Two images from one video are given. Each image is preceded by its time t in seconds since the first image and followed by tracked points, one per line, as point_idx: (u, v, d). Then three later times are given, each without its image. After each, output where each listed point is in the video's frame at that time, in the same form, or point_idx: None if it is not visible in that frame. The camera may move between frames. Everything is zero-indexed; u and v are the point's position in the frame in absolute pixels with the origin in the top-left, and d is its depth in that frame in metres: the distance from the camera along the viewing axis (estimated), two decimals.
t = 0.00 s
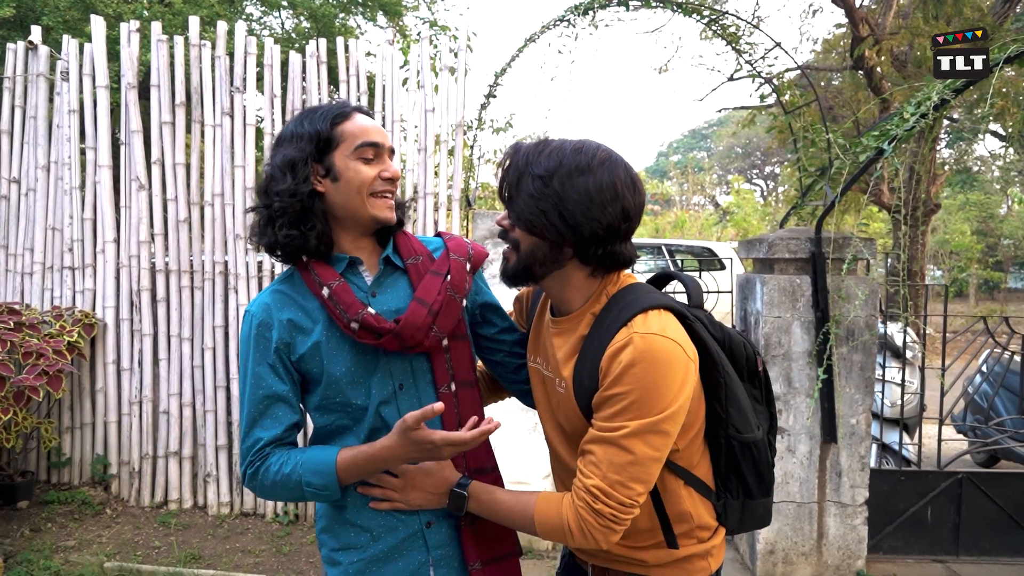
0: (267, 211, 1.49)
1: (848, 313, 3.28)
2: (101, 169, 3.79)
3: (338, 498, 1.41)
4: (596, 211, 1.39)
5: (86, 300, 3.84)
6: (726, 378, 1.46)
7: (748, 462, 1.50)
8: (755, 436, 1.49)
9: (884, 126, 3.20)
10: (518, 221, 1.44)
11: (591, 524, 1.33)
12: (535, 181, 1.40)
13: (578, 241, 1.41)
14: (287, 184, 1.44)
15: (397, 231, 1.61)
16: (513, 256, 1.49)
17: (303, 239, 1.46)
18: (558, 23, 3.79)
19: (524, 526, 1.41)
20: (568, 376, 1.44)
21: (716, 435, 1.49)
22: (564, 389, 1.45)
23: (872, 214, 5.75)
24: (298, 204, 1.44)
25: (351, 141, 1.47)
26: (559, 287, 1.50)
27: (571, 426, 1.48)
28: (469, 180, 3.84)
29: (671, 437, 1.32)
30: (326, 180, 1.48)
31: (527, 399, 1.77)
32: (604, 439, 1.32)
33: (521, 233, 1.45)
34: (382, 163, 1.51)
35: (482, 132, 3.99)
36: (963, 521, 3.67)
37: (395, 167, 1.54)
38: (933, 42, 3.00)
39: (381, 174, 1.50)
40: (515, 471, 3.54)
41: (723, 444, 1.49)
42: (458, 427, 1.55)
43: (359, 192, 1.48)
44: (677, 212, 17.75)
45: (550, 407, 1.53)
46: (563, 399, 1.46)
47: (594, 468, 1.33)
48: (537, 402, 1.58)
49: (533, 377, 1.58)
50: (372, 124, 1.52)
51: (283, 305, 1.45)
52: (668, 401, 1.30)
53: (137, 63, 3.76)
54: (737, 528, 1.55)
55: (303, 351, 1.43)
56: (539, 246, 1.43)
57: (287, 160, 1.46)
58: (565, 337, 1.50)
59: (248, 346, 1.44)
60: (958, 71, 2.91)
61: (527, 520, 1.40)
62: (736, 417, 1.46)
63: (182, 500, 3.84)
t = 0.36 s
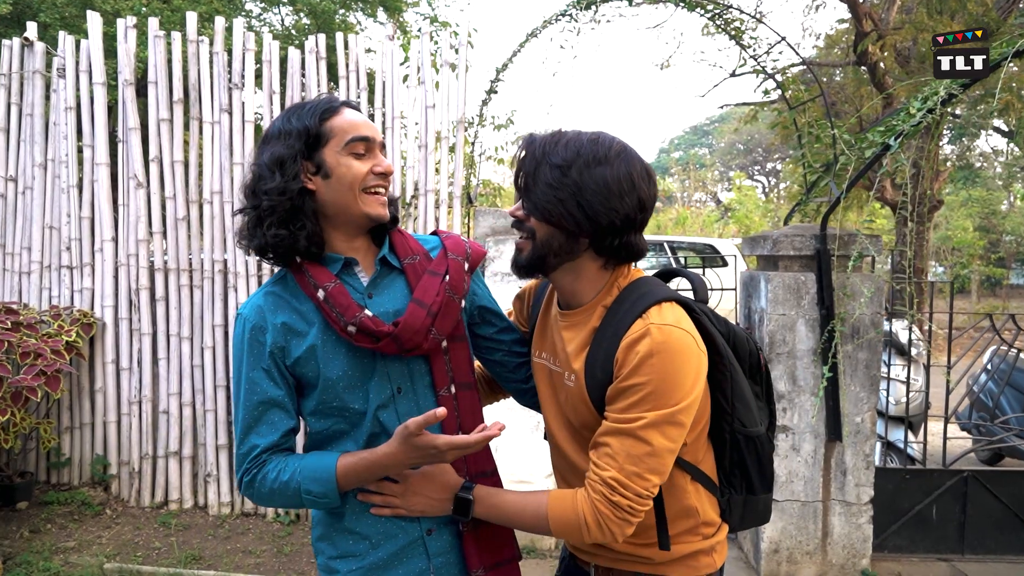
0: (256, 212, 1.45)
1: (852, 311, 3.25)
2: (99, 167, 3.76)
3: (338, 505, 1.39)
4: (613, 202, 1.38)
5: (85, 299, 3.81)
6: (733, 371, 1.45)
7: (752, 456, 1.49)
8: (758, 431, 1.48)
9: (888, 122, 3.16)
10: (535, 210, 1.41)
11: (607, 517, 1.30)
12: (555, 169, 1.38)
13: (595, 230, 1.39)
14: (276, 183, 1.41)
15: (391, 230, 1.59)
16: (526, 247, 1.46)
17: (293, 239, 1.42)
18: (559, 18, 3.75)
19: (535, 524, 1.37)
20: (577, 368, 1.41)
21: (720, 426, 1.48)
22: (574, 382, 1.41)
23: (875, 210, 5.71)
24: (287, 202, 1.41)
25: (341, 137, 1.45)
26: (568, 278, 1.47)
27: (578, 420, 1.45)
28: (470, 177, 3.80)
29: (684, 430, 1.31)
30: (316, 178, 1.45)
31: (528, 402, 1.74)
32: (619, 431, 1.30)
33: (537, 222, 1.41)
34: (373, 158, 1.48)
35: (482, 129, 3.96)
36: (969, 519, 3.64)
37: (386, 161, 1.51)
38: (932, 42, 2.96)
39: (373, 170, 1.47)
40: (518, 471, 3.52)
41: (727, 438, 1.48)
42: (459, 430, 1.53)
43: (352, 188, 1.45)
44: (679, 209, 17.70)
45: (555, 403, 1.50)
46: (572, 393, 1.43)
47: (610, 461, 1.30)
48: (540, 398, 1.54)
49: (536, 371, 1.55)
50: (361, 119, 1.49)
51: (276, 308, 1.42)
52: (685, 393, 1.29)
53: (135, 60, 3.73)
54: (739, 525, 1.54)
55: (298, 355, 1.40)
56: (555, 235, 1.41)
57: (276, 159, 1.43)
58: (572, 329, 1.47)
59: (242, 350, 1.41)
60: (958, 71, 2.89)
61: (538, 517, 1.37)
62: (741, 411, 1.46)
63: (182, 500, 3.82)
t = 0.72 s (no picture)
0: (257, 210, 1.41)
1: (854, 307, 3.22)
2: (95, 165, 3.73)
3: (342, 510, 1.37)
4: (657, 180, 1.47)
5: (81, 299, 3.78)
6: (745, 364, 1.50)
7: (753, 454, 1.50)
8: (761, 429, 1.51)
9: (889, 117, 3.13)
10: (594, 196, 1.45)
11: (684, 472, 1.19)
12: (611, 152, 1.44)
13: (648, 212, 1.48)
14: (281, 178, 1.38)
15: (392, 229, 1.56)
16: (576, 231, 1.48)
17: (297, 236, 1.38)
18: (557, 13, 3.72)
19: (612, 480, 1.15)
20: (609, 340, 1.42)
21: (725, 420, 1.49)
22: (602, 356, 1.43)
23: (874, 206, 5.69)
24: (291, 198, 1.38)
25: (345, 131, 1.43)
26: (607, 260, 1.50)
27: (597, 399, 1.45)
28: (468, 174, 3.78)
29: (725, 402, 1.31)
30: (320, 173, 1.42)
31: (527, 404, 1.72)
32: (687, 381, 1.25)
33: (596, 206, 1.45)
34: (377, 153, 1.46)
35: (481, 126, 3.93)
36: (971, 516, 3.62)
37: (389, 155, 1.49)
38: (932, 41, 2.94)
39: (378, 165, 1.45)
40: (518, 470, 3.49)
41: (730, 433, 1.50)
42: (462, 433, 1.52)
43: (357, 183, 1.42)
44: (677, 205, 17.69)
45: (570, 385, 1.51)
46: (598, 369, 1.44)
47: (680, 416, 1.22)
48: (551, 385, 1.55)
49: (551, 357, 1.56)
50: (364, 114, 1.47)
51: (276, 308, 1.39)
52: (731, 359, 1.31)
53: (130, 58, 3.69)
54: (735, 527, 1.56)
55: (301, 357, 1.37)
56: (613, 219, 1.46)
57: (279, 153, 1.40)
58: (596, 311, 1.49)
59: (241, 352, 1.38)
60: (958, 70, 2.87)
61: (619, 471, 1.15)
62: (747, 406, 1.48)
63: (180, 501, 3.79)
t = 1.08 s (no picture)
0: (262, 211, 1.38)
1: (851, 310, 3.22)
2: (88, 169, 3.70)
3: (337, 523, 1.35)
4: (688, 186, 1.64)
5: (74, 304, 3.75)
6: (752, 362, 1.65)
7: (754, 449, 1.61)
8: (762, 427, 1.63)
9: (886, 120, 3.12)
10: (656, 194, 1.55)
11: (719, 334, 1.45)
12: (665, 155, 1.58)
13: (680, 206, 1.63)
14: (290, 179, 1.35)
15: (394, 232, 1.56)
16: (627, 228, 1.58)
17: (306, 240, 1.37)
18: (553, 16, 3.71)
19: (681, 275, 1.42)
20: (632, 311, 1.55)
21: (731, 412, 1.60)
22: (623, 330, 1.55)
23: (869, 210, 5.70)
24: (299, 201, 1.35)
25: (353, 132, 1.41)
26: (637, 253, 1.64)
27: (613, 371, 1.55)
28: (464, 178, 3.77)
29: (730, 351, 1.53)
30: (327, 174, 1.39)
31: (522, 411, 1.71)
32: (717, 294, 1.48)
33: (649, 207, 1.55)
34: (384, 155, 1.44)
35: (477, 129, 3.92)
36: (969, 519, 3.62)
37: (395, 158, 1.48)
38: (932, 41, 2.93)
39: (385, 167, 1.43)
40: (514, 474, 3.47)
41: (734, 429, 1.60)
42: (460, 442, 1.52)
43: (366, 185, 1.40)
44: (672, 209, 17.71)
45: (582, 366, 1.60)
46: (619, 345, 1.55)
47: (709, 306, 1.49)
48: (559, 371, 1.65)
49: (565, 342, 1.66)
50: (369, 114, 1.46)
51: (276, 312, 1.37)
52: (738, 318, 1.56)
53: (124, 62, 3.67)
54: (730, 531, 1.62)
55: (299, 364, 1.36)
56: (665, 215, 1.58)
57: (287, 154, 1.36)
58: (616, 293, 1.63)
59: (235, 357, 1.35)
60: (958, 70, 2.86)
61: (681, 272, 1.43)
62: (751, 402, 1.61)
63: (173, 507, 3.76)
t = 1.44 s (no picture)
0: (277, 215, 1.38)
1: (851, 316, 3.21)
2: (87, 175, 3.70)
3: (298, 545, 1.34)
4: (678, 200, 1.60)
5: (72, 310, 3.74)
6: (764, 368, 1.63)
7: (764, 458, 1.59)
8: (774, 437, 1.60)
9: (885, 125, 3.13)
10: (620, 208, 1.53)
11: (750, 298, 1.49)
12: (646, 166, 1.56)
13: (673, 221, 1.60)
14: (308, 185, 1.35)
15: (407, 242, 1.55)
16: (619, 258, 1.57)
17: (322, 248, 1.38)
18: (552, 22, 3.71)
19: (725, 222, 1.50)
20: (637, 313, 1.58)
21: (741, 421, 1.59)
22: (628, 330, 1.58)
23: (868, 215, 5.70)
24: (316, 208, 1.35)
25: (372, 139, 1.41)
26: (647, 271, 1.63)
27: (614, 373, 1.57)
28: (463, 184, 3.77)
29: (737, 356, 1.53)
30: (344, 181, 1.39)
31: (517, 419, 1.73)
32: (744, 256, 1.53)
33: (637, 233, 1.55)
34: (402, 163, 1.44)
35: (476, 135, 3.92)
36: (970, 526, 3.60)
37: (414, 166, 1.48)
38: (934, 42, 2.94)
39: (402, 175, 1.43)
40: (514, 481, 3.46)
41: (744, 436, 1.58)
42: (460, 457, 1.51)
43: (383, 193, 1.41)
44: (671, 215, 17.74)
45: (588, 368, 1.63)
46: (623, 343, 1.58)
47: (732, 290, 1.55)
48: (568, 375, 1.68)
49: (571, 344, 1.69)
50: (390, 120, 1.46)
51: (278, 312, 1.37)
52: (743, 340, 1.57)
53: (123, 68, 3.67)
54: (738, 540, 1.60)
55: (298, 371, 1.36)
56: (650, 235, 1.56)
57: (306, 158, 1.36)
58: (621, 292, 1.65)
59: (231, 355, 1.35)
60: (958, 70, 2.86)
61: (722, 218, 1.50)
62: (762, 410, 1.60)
63: (171, 514, 3.75)
